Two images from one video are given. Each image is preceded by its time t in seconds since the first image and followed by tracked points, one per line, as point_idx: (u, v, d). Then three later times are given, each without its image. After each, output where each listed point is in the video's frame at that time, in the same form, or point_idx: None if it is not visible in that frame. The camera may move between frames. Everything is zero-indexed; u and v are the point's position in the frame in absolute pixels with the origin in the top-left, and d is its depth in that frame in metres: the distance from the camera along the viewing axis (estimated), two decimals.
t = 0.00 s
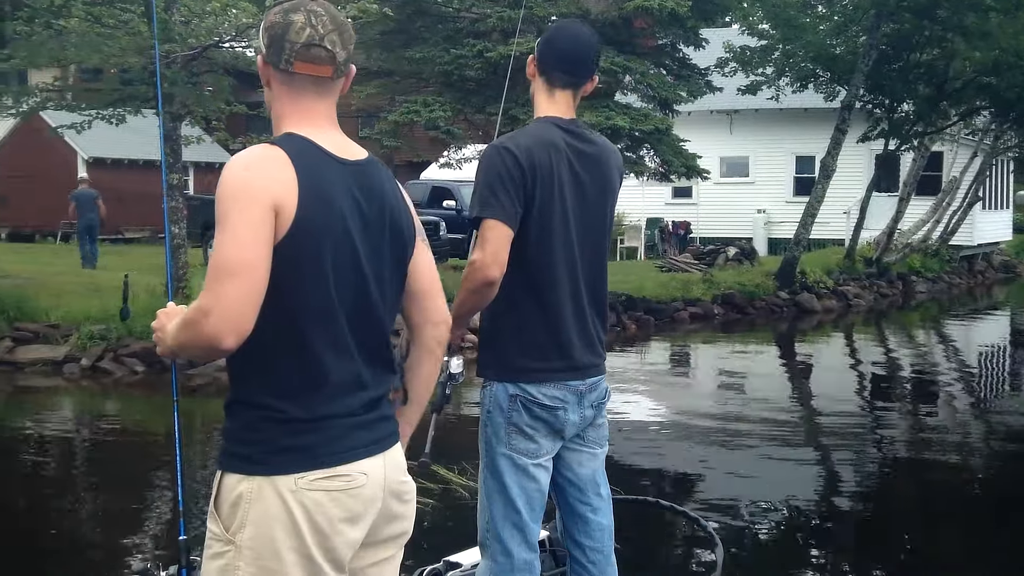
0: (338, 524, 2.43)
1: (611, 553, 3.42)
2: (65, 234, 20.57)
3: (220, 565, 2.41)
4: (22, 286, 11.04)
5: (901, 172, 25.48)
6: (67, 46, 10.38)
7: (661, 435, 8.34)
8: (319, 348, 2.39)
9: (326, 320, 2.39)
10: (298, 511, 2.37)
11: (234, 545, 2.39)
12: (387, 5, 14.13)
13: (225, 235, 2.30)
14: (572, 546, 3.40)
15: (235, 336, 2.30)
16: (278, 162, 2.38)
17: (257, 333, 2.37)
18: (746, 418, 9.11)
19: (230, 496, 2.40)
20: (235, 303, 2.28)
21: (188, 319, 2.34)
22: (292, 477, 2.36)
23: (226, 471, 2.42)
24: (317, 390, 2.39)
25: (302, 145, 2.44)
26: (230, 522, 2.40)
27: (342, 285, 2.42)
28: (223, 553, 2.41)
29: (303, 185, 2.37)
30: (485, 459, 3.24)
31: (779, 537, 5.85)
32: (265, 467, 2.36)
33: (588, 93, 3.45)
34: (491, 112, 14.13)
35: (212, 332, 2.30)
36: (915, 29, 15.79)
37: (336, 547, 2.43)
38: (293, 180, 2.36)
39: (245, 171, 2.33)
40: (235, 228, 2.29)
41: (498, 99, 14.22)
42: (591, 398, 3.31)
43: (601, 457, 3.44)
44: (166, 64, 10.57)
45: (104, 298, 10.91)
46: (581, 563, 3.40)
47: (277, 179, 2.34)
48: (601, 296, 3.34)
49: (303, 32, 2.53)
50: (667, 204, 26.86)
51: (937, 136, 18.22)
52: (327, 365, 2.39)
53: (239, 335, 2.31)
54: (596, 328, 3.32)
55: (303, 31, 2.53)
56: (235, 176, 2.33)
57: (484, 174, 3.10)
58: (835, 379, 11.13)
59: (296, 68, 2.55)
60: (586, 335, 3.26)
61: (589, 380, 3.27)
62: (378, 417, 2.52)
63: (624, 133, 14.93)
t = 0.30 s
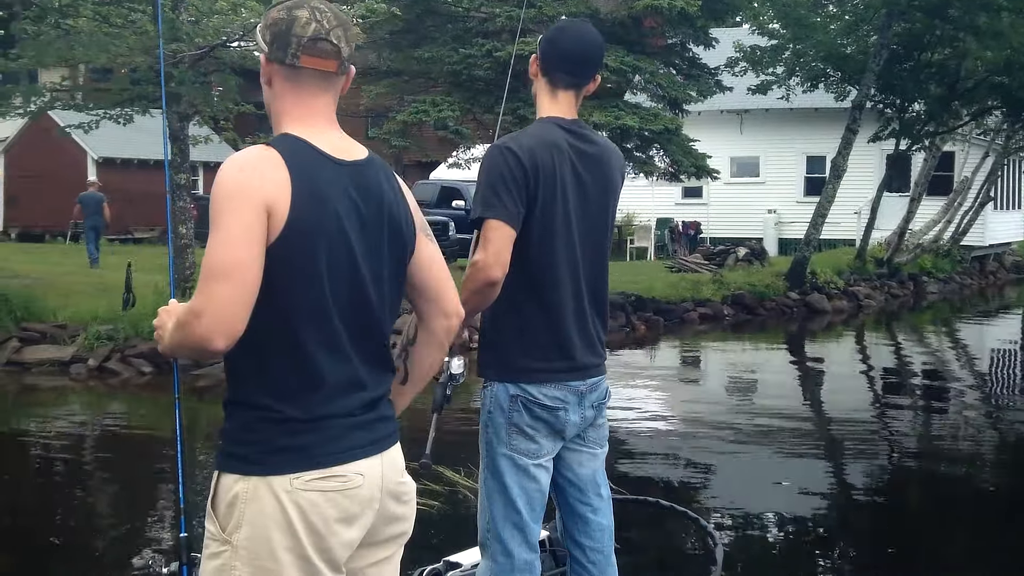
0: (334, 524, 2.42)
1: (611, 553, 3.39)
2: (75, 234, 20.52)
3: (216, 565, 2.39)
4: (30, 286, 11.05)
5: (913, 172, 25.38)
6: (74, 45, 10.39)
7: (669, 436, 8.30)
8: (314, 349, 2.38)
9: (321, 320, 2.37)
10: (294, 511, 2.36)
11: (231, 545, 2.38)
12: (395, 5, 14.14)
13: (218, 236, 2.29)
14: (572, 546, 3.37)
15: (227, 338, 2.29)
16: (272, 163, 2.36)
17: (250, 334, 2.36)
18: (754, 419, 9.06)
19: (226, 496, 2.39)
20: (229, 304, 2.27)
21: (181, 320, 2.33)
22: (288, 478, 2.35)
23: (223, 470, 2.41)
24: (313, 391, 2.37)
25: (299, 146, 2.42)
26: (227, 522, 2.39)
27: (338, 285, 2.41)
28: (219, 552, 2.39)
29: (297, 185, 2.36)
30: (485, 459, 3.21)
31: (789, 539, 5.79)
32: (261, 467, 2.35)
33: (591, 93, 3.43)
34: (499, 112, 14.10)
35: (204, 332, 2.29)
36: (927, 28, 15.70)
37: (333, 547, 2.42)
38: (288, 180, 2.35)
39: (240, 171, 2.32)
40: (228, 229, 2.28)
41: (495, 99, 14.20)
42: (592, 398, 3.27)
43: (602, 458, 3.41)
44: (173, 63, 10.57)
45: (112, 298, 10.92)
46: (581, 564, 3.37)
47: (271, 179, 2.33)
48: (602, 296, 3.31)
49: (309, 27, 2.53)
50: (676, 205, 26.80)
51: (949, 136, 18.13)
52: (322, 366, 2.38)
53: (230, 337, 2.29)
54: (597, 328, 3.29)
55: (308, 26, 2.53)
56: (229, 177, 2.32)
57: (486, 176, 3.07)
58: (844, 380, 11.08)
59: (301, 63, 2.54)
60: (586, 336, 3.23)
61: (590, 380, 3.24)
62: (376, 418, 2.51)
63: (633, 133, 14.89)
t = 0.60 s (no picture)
0: (336, 524, 2.41)
1: (611, 553, 3.37)
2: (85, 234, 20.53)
3: (218, 565, 2.38)
4: (38, 286, 11.06)
5: (925, 172, 25.30)
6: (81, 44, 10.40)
7: (677, 437, 8.27)
8: (316, 349, 2.36)
9: (324, 320, 2.37)
10: (296, 511, 2.35)
11: (232, 545, 2.36)
12: (404, 4, 14.15)
13: (222, 236, 2.27)
14: (572, 546, 3.35)
15: (230, 338, 2.26)
16: (277, 162, 2.35)
17: (253, 335, 2.34)
18: (762, 420, 9.02)
19: (228, 495, 2.37)
20: (233, 304, 2.25)
21: (184, 321, 2.31)
22: (290, 477, 2.34)
23: (224, 470, 2.39)
24: (316, 391, 2.36)
25: (303, 146, 2.41)
26: (229, 521, 2.38)
27: (341, 285, 2.40)
28: (221, 552, 2.38)
29: (302, 185, 2.35)
30: (485, 460, 3.20)
31: (801, 543, 5.74)
32: (263, 468, 2.34)
33: (590, 93, 3.41)
34: (508, 112, 14.08)
35: (207, 332, 2.26)
36: (938, 27, 15.64)
37: (335, 547, 2.41)
38: (293, 180, 2.34)
39: (244, 171, 2.30)
40: (233, 230, 2.26)
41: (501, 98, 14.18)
42: (592, 398, 3.25)
43: (602, 458, 3.39)
44: (181, 63, 10.58)
45: (119, 298, 10.92)
46: (581, 564, 3.35)
47: (275, 179, 2.31)
48: (602, 297, 3.29)
49: (312, 26, 2.51)
50: (686, 205, 26.74)
51: (960, 135, 18.07)
52: (324, 366, 2.37)
53: (234, 338, 2.26)
54: (597, 329, 3.27)
55: (310, 26, 2.51)
56: (234, 177, 2.30)
57: (487, 177, 3.04)
58: (854, 381, 11.03)
59: (305, 63, 2.52)
60: (586, 336, 3.21)
61: (589, 380, 3.22)
62: (378, 418, 2.49)
63: (642, 133, 14.87)
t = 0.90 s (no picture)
0: (341, 524, 2.51)
1: (612, 554, 3.35)
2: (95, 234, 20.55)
3: (222, 565, 2.48)
4: (46, 286, 11.12)
5: (936, 171, 25.21)
6: (89, 45, 10.43)
7: (683, 438, 8.27)
8: (323, 347, 2.46)
9: (330, 318, 2.46)
10: (302, 511, 2.45)
11: (237, 546, 2.46)
12: (412, 3, 14.13)
13: (232, 236, 2.34)
14: (573, 547, 3.34)
15: (241, 337, 2.34)
16: (287, 162, 2.42)
17: (262, 333, 2.43)
18: (768, 421, 9.02)
19: (233, 496, 2.46)
20: (242, 303, 2.32)
21: (193, 318, 2.38)
22: (297, 478, 2.44)
23: (230, 471, 2.48)
24: (322, 391, 2.46)
25: (312, 145, 2.49)
26: (234, 522, 2.47)
27: (347, 285, 2.49)
28: (226, 552, 2.47)
29: (312, 186, 2.43)
30: (485, 459, 3.19)
31: (813, 542, 5.72)
32: (269, 468, 2.43)
33: (590, 93, 3.39)
34: (516, 111, 14.04)
35: (217, 331, 2.33)
36: (949, 27, 15.56)
37: (340, 547, 2.51)
38: (303, 180, 2.42)
39: (254, 170, 2.37)
40: (243, 230, 2.33)
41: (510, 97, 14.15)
42: (592, 398, 3.24)
43: (602, 458, 3.37)
44: (189, 63, 10.62)
45: (128, 298, 10.97)
46: (581, 564, 3.34)
47: (286, 179, 2.39)
48: (603, 298, 3.27)
49: (313, 26, 2.54)
50: (697, 205, 26.68)
51: (973, 135, 17.96)
52: (331, 366, 2.47)
53: (245, 336, 2.34)
54: (597, 329, 3.26)
55: (312, 25, 2.54)
56: (244, 177, 2.36)
57: (486, 177, 3.02)
58: (865, 381, 11.00)
59: (306, 63, 2.55)
60: (586, 336, 3.20)
61: (590, 380, 3.20)
62: (380, 418, 2.59)
63: (652, 132, 14.82)
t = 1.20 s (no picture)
0: (345, 524, 2.50)
1: (612, 553, 3.33)
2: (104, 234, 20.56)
3: (226, 565, 2.46)
4: (54, 287, 11.13)
5: (948, 171, 25.11)
6: (97, 45, 10.43)
7: (691, 439, 8.24)
8: (331, 348, 2.45)
9: (338, 319, 2.45)
10: (306, 511, 2.43)
11: (241, 545, 2.44)
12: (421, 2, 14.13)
13: (241, 236, 2.33)
14: (572, 546, 3.32)
15: (252, 338, 2.32)
16: (296, 163, 2.41)
17: (272, 335, 2.41)
18: (776, 422, 8.98)
19: (237, 496, 2.44)
20: (251, 305, 2.31)
21: (201, 320, 2.36)
22: (301, 478, 2.42)
23: (233, 470, 2.46)
24: (327, 391, 2.45)
25: (317, 145, 2.47)
26: (237, 521, 2.45)
27: (353, 286, 2.48)
28: (230, 552, 2.45)
29: (319, 186, 2.41)
30: (485, 460, 3.17)
31: (820, 544, 5.72)
32: (273, 468, 2.41)
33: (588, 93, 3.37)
34: (525, 111, 14.01)
35: (229, 333, 2.32)
36: (961, 26, 15.50)
37: (344, 547, 2.50)
38: (312, 182, 2.41)
39: (262, 171, 2.36)
40: (253, 231, 2.32)
41: (519, 97, 14.13)
42: (592, 398, 3.22)
43: (602, 457, 3.36)
44: (197, 63, 10.62)
45: (135, 299, 10.97)
46: (581, 564, 3.31)
47: (295, 180, 2.38)
48: (602, 298, 3.26)
49: (310, 28, 2.52)
50: (707, 205, 26.61)
51: (984, 135, 17.88)
52: (337, 367, 2.45)
53: (255, 338, 2.33)
54: (597, 328, 3.25)
55: (309, 28, 2.52)
56: (251, 177, 2.35)
57: (484, 179, 3.01)
58: (875, 382, 10.94)
59: (302, 66, 2.54)
60: (585, 336, 3.19)
61: (590, 380, 3.19)
62: (383, 418, 2.58)
63: (662, 132, 14.77)
